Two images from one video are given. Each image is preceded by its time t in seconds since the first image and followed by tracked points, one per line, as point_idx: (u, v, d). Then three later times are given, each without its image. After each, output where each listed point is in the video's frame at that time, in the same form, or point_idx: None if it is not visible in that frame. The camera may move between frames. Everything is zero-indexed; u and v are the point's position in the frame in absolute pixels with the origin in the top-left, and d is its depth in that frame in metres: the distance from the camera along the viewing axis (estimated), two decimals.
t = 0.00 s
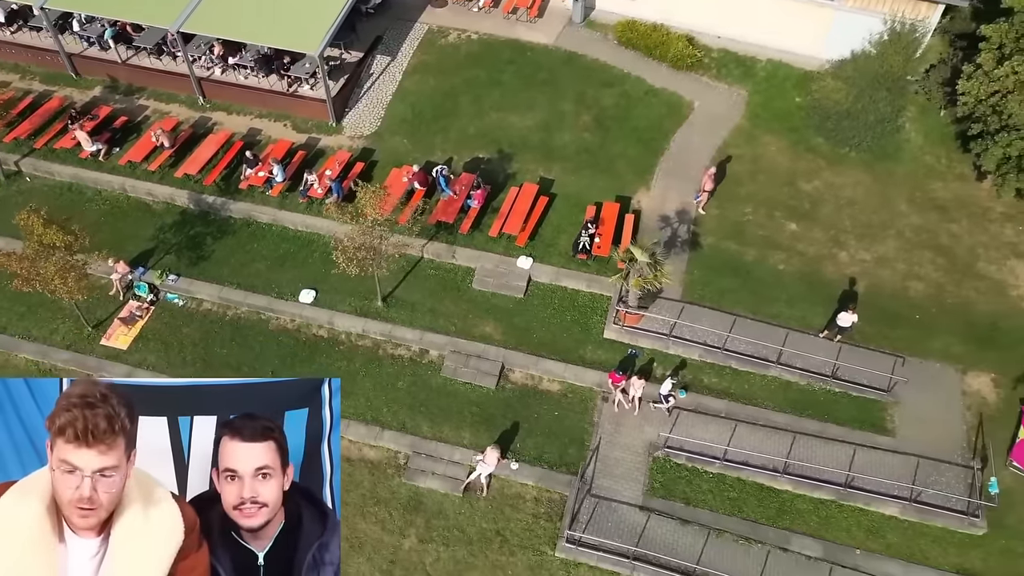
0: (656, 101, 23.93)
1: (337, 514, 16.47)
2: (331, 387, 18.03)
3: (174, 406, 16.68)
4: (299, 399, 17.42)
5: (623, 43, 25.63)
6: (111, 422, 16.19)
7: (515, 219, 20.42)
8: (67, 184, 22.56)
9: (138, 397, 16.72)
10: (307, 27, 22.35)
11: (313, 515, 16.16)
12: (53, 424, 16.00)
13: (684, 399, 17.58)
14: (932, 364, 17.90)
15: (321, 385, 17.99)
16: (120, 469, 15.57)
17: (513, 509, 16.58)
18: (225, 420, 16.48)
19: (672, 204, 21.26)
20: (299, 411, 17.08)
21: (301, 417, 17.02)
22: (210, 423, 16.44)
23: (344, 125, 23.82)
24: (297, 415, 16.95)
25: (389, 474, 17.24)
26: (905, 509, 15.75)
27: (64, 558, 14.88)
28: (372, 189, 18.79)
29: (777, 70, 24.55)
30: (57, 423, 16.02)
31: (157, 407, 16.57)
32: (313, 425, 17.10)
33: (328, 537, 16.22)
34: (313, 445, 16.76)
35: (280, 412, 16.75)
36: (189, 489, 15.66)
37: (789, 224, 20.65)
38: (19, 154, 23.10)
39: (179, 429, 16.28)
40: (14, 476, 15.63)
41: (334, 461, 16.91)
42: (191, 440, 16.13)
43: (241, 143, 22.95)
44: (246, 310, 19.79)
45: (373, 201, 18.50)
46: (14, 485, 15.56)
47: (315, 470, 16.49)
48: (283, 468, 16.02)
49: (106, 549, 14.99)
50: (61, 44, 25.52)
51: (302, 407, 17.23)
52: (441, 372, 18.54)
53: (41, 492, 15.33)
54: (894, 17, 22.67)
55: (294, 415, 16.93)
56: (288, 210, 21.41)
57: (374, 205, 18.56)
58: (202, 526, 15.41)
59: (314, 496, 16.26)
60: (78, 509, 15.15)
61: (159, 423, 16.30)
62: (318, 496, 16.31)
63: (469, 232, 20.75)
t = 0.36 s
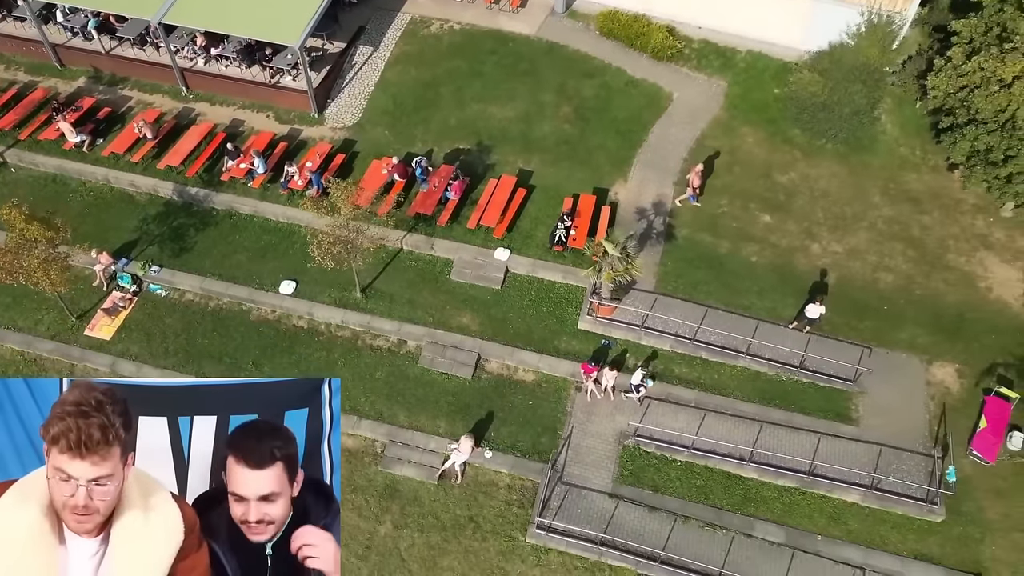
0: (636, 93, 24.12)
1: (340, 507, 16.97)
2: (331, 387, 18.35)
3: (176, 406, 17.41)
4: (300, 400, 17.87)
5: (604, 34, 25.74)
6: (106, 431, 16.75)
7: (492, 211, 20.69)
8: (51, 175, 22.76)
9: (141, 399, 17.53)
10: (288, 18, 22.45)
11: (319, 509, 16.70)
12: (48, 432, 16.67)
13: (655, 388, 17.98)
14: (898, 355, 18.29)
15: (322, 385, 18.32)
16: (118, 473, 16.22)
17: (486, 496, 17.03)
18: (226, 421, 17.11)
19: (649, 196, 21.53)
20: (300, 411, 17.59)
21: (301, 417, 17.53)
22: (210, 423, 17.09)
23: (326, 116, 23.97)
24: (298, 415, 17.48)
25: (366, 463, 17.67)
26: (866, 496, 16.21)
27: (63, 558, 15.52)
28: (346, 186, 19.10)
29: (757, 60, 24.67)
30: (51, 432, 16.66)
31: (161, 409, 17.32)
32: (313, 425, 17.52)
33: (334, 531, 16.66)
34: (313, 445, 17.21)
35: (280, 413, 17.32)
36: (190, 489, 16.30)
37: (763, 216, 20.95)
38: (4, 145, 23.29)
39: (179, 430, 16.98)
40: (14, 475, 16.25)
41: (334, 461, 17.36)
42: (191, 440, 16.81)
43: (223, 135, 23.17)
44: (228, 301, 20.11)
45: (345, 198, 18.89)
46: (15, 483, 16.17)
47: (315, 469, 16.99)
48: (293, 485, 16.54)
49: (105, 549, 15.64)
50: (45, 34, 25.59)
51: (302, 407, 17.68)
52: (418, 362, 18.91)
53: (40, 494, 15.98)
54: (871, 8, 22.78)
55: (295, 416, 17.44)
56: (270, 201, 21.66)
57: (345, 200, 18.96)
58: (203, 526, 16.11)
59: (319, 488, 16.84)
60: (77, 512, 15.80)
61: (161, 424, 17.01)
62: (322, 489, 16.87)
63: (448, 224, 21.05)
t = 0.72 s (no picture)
0: (616, 101, 24.49)
1: (342, 508, 17.15)
2: (331, 386, 18.77)
3: (176, 405, 17.65)
4: (299, 399, 18.09)
5: (586, 43, 26.09)
6: (98, 445, 16.28)
7: (471, 219, 21.05)
8: (38, 183, 23.09)
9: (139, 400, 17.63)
10: (271, 29, 22.80)
11: (320, 509, 16.82)
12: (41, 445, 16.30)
13: (628, 394, 18.38)
14: (866, 361, 18.69)
15: (322, 385, 18.69)
16: (114, 480, 15.96)
17: (461, 501, 17.40)
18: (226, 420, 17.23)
19: (626, 204, 21.91)
20: (300, 410, 17.80)
21: (302, 415, 17.76)
22: (210, 424, 17.21)
23: (310, 125, 24.30)
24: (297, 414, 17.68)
25: (344, 467, 18.03)
26: (831, 500, 16.63)
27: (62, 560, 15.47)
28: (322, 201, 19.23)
29: (735, 69, 25.01)
30: (43, 445, 16.26)
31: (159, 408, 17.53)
32: (313, 425, 17.70)
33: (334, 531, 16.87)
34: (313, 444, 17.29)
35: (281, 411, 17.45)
36: (187, 489, 16.30)
37: (737, 224, 21.34)
38: None
39: (179, 430, 17.07)
40: (15, 475, 16.17)
41: (334, 461, 17.50)
42: (191, 440, 16.87)
43: (209, 142, 23.50)
44: (211, 308, 20.46)
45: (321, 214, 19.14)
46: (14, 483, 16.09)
47: (315, 466, 17.02)
48: (287, 481, 16.41)
49: (105, 552, 15.54)
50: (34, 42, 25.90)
51: (302, 407, 17.91)
52: (397, 368, 19.27)
53: (36, 499, 15.83)
54: (846, 19, 23.17)
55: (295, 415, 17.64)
56: (253, 209, 22.06)
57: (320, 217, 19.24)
58: (203, 525, 16.11)
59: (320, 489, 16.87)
60: (76, 518, 15.61)
61: (159, 424, 17.11)
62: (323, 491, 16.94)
63: (428, 232, 21.42)
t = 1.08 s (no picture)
0: (596, 111, 24.88)
1: (339, 513, 17.54)
2: (330, 387, 19.14)
3: (174, 405, 18.07)
4: (300, 399, 18.50)
5: (567, 53, 26.47)
6: (95, 457, 16.62)
7: (451, 227, 21.43)
8: (27, 192, 23.43)
9: (138, 402, 18.07)
10: (256, 40, 23.19)
11: (316, 512, 17.24)
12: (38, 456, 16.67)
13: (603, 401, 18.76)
14: (836, 367, 19.08)
15: (322, 385, 19.05)
16: (112, 488, 16.38)
17: (438, 505, 17.76)
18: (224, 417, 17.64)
19: (604, 212, 22.29)
20: (299, 411, 18.11)
21: (301, 417, 18.09)
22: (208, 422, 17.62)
23: (295, 134, 24.65)
24: (297, 415, 18.02)
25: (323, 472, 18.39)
26: (797, 505, 17.02)
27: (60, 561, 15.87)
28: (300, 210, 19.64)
29: (714, 79, 25.38)
30: (40, 457, 16.64)
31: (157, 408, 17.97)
32: (313, 425, 18.11)
33: (332, 536, 17.33)
34: (313, 445, 17.73)
35: (281, 410, 17.86)
36: (187, 489, 16.64)
37: (713, 232, 21.74)
38: None
39: (179, 430, 17.42)
40: (15, 476, 16.57)
41: (334, 461, 17.82)
42: (191, 440, 17.23)
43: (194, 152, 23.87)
44: (194, 315, 20.81)
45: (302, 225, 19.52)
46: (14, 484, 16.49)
47: (314, 469, 17.46)
48: (267, 475, 16.81)
49: (104, 555, 15.96)
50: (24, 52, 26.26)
51: (303, 407, 18.29)
52: (376, 375, 19.62)
53: (35, 505, 16.22)
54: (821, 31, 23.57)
55: (294, 416, 17.98)
56: (237, 217, 22.44)
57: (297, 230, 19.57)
58: (203, 528, 16.47)
59: (315, 493, 17.29)
60: (75, 525, 16.00)
61: (160, 424, 17.55)
62: (319, 493, 17.32)
63: (408, 241, 21.79)
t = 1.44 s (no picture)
0: (577, 120, 25.30)
1: (337, 516, 18.10)
2: (331, 387, 19.79)
3: (176, 404, 19.00)
4: (299, 399, 19.40)
5: (550, 62, 26.89)
6: (95, 456, 17.86)
7: (431, 235, 21.85)
8: (16, 200, 23.83)
9: (142, 399, 19.08)
10: (241, 51, 23.59)
11: (315, 515, 17.86)
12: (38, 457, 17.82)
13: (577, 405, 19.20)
14: (807, 373, 19.51)
15: (322, 385, 19.81)
16: (111, 487, 17.55)
17: (415, 508, 18.16)
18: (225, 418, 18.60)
19: (583, 220, 22.71)
20: (300, 411, 19.09)
21: (302, 417, 19.02)
22: (208, 424, 18.54)
23: (281, 142, 25.06)
24: (297, 415, 18.97)
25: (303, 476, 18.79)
26: (765, 508, 17.44)
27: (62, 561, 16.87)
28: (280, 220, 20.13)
29: (693, 88, 25.80)
30: (39, 457, 17.81)
31: (160, 407, 18.90)
32: (313, 425, 18.99)
33: (331, 539, 17.79)
34: (313, 445, 18.60)
35: (280, 412, 18.82)
36: (187, 488, 17.69)
37: (689, 240, 22.16)
38: None
39: (179, 430, 18.43)
40: (14, 476, 17.67)
41: (334, 461, 18.64)
42: (191, 440, 18.23)
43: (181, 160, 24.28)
44: (179, 321, 21.21)
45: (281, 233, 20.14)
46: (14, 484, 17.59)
47: (315, 469, 18.29)
48: (284, 467, 17.97)
49: (104, 553, 17.00)
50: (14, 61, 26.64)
51: (302, 407, 19.19)
52: (356, 380, 20.02)
53: (36, 505, 17.32)
54: (797, 42, 24.02)
55: (294, 417, 18.91)
56: (222, 225, 22.87)
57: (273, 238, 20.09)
58: (203, 526, 17.40)
59: (315, 496, 18.02)
60: (75, 525, 17.10)
61: (162, 424, 18.54)
62: (319, 497, 18.06)
63: (390, 248, 22.22)
